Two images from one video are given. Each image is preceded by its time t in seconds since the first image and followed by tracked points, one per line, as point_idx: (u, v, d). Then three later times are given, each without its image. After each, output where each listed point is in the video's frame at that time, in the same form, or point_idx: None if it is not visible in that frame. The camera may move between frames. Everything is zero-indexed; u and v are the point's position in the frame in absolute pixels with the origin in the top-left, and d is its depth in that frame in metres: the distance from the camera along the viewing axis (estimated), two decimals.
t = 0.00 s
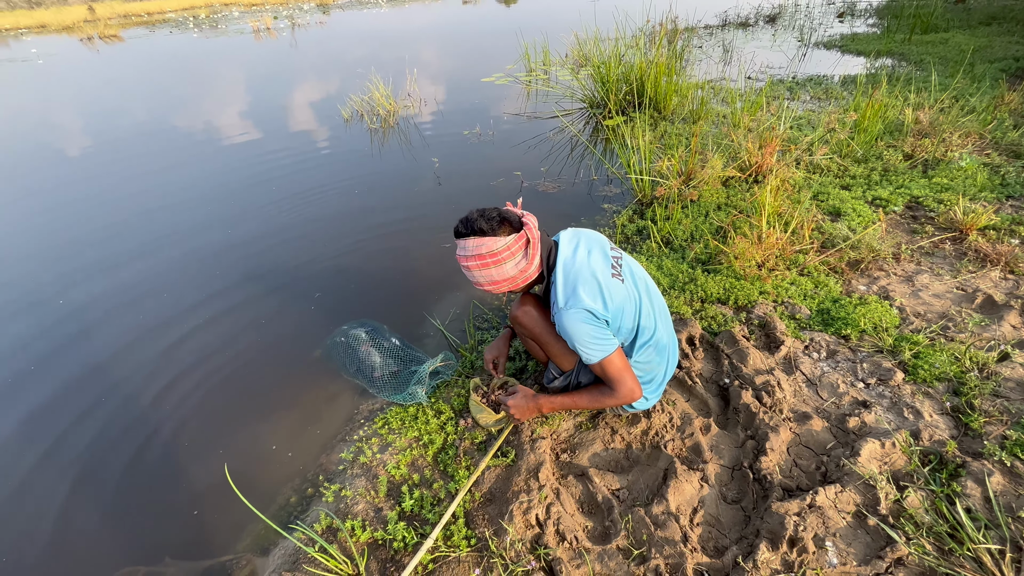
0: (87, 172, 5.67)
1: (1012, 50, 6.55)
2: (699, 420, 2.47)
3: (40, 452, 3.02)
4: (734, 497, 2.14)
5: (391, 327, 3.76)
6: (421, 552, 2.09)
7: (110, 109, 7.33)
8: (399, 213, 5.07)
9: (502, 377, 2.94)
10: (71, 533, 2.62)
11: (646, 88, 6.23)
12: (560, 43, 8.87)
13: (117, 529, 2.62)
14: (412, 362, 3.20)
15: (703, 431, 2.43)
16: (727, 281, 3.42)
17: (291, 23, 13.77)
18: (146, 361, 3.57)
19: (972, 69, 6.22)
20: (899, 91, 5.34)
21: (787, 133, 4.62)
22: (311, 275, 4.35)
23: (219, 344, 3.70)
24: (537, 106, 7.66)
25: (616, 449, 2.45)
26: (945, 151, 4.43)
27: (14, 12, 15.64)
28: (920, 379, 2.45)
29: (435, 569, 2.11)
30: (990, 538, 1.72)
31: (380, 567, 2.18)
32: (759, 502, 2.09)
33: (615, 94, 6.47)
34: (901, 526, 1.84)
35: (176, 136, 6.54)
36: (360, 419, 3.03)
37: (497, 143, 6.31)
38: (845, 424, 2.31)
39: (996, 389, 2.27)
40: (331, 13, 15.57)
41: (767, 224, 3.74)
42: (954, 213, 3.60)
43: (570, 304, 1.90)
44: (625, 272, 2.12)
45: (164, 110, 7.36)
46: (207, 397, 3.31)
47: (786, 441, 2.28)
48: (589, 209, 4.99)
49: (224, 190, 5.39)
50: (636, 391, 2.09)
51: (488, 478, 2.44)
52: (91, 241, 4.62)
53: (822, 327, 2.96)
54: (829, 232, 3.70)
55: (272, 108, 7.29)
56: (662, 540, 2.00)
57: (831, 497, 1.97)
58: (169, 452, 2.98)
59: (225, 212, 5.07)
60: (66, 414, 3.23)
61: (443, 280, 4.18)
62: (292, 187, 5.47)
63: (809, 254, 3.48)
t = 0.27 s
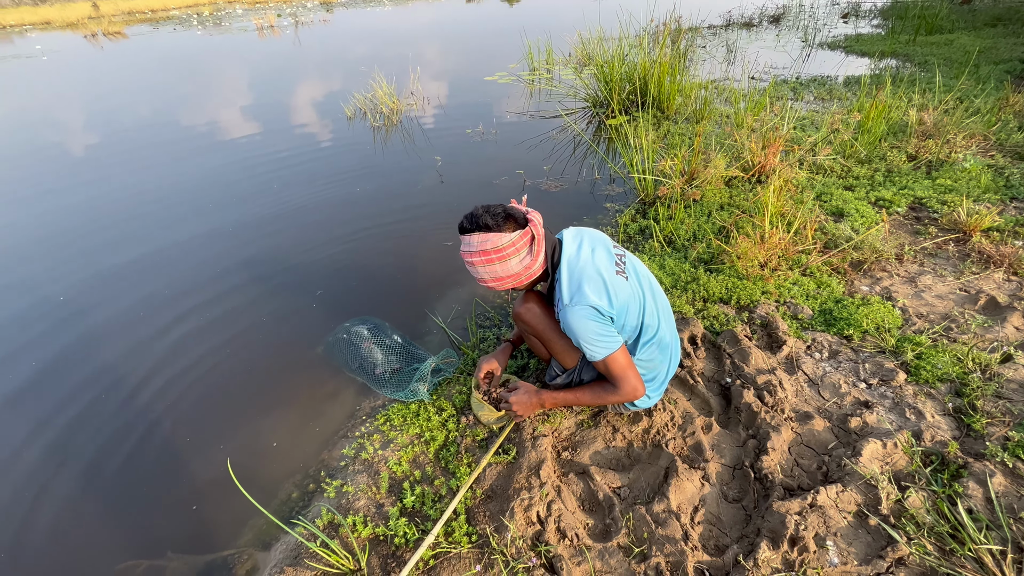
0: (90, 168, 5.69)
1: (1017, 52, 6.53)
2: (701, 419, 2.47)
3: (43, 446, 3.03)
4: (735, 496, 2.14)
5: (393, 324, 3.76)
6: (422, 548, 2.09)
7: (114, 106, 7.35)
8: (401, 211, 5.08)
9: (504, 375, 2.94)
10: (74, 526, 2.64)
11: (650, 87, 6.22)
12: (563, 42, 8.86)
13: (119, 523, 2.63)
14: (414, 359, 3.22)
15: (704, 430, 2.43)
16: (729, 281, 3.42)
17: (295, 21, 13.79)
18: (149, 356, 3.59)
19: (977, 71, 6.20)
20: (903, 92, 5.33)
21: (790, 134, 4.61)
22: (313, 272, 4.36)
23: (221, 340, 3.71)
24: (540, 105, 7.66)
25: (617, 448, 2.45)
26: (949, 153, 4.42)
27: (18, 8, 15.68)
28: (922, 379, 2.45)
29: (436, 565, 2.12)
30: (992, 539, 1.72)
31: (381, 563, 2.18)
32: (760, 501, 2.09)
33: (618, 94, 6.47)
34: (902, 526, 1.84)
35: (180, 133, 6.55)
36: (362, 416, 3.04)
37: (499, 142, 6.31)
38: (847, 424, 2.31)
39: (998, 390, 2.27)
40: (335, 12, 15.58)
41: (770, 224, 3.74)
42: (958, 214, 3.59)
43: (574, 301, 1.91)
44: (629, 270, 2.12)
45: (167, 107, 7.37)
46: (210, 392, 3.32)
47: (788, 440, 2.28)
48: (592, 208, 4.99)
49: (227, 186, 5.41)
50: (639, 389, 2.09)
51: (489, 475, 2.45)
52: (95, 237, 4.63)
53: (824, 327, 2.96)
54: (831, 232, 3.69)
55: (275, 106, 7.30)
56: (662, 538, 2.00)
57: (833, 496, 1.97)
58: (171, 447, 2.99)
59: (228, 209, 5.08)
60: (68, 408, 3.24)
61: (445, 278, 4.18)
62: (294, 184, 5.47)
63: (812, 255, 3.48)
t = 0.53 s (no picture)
0: (93, 165, 5.70)
1: (1020, 53, 6.51)
2: (703, 419, 2.47)
3: (46, 441, 3.04)
4: (737, 496, 2.15)
5: (395, 322, 3.77)
6: (425, 546, 2.10)
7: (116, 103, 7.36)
8: (404, 209, 5.08)
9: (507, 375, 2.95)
10: (77, 521, 2.65)
11: (653, 87, 6.21)
12: (566, 40, 8.85)
13: (123, 518, 2.64)
14: (415, 357, 3.22)
15: (706, 429, 2.44)
16: (732, 281, 3.42)
17: (297, 19, 13.78)
18: (152, 353, 3.60)
19: (981, 72, 6.19)
20: (906, 93, 5.32)
21: (793, 134, 4.61)
22: (316, 269, 4.36)
23: (224, 337, 3.72)
24: (542, 104, 7.66)
25: (620, 447, 2.45)
26: (952, 154, 4.41)
27: (21, 4, 15.68)
28: (925, 381, 2.45)
29: (438, 563, 2.13)
30: (994, 540, 1.72)
31: (383, 560, 2.19)
32: (762, 501, 2.09)
33: (621, 93, 6.45)
34: (904, 526, 1.85)
35: (182, 130, 6.55)
36: (364, 413, 3.05)
37: (502, 140, 6.31)
38: (849, 425, 2.31)
39: (1001, 392, 2.27)
40: (337, 9, 15.57)
41: (772, 225, 3.73)
42: (961, 215, 3.59)
43: (578, 301, 1.91)
44: (632, 270, 2.13)
45: (169, 104, 7.38)
46: (213, 389, 3.33)
47: (790, 440, 2.29)
48: (594, 207, 4.99)
49: (229, 184, 5.41)
50: (643, 388, 2.09)
51: (492, 473, 2.45)
52: (98, 233, 4.64)
53: (827, 328, 2.96)
54: (834, 233, 3.69)
55: (277, 103, 7.30)
56: (664, 537, 2.01)
57: (834, 497, 1.98)
58: (174, 444, 3.00)
59: (230, 206, 5.08)
60: (71, 404, 3.25)
61: (447, 276, 4.19)
62: (297, 182, 5.48)
63: (815, 255, 3.48)
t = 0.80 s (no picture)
0: (93, 162, 5.69)
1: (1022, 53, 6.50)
2: (704, 417, 2.47)
3: (46, 438, 3.05)
4: (737, 494, 2.15)
5: (395, 320, 3.77)
6: (425, 543, 2.10)
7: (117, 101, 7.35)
8: (404, 207, 5.07)
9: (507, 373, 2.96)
10: (77, 518, 2.65)
11: (654, 85, 6.20)
12: (567, 39, 8.83)
13: (123, 515, 2.65)
14: (415, 356, 3.21)
15: (707, 428, 2.44)
16: (732, 280, 3.42)
17: (298, 16, 13.76)
18: (152, 350, 3.60)
19: (983, 71, 6.18)
20: (908, 92, 5.31)
21: (794, 133, 4.60)
22: (316, 267, 4.36)
23: (224, 335, 3.72)
24: (543, 102, 7.65)
25: (620, 445, 2.45)
26: (953, 153, 4.41)
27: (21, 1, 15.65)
28: (926, 380, 2.45)
29: (438, 560, 2.13)
30: (994, 539, 1.72)
31: (383, 557, 2.19)
32: (762, 499, 2.09)
33: (622, 92, 6.44)
34: (904, 525, 1.85)
35: (183, 127, 6.55)
36: (365, 411, 3.05)
37: (503, 139, 6.30)
38: (849, 424, 2.31)
39: (1002, 391, 2.27)
40: (339, 7, 15.55)
41: (774, 224, 3.73)
42: (962, 215, 3.58)
43: (578, 301, 1.90)
44: (632, 269, 2.13)
45: (170, 101, 7.37)
46: (213, 386, 3.33)
47: (790, 439, 2.29)
48: (595, 206, 4.98)
49: (229, 181, 5.41)
50: (642, 388, 2.10)
51: (492, 471, 2.45)
52: (98, 230, 4.64)
53: (827, 327, 2.96)
54: (835, 232, 3.69)
55: (278, 101, 7.29)
56: (664, 535, 2.01)
57: (835, 495, 1.98)
58: (175, 441, 3.00)
59: (231, 204, 5.08)
60: (71, 400, 3.25)
61: (448, 274, 4.18)
62: (298, 179, 5.47)
63: (816, 254, 3.47)
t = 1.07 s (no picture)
0: (90, 161, 5.67)
1: (1020, 53, 6.50)
2: (701, 417, 2.47)
3: (42, 438, 3.04)
4: (734, 494, 2.15)
5: (393, 320, 3.76)
6: (422, 543, 2.09)
7: (114, 99, 7.33)
8: (402, 206, 5.07)
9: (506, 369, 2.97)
10: (73, 518, 2.65)
11: (652, 84, 6.19)
12: (566, 38, 8.82)
13: (119, 515, 2.64)
14: (413, 355, 3.25)
15: (704, 427, 2.44)
16: (730, 279, 3.41)
17: (296, 15, 13.72)
18: (149, 350, 3.59)
19: (981, 71, 6.18)
20: (906, 91, 5.31)
21: (792, 133, 4.60)
22: (314, 266, 4.35)
23: (221, 335, 3.71)
24: (542, 101, 7.64)
25: (617, 445, 2.45)
26: (951, 153, 4.41)
27: None
28: (923, 380, 2.45)
29: (435, 560, 2.12)
30: (990, 539, 1.73)
31: (380, 557, 2.19)
32: (759, 499, 2.09)
33: (621, 91, 6.44)
34: (901, 525, 1.85)
35: (181, 126, 6.53)
36: (362, 411, 3.04)
37: (501, 138, 6.29)
38: (846, 424, 2.31)
39: (999, 391, 2.27)
40: (338, 5, 15.50)
41: (771, 223, 3.73)
42: (960, 214, 3.58)
43: (573, 302, 1.90)
44: (631, 270, 2.12)
45: (167, 100, 7.35)
46: (210, 386, 3.33)
47: (788, 439, 2.29)
48: (593, 205, 4.98)
49: (227, 180, 5.39)
50: (625, 396, 2.14)
51: (489, 471, 2.45)
52: (94, 230, 4.62)
53: (825, 326, 2.96)
54: (833, 232, 3.69)
55: (275, 100, 7.27)
56: (661, 535, 2.01)
57: (832, 495, 1.98)
58: (172, 440, 3.00)
59: (229, 203, 5.07)
60: (67, 400, 3.24)
61: (446, 273, 4.18)
62: (295, 179, 5.46)
63: (814, 254, 3.47)
